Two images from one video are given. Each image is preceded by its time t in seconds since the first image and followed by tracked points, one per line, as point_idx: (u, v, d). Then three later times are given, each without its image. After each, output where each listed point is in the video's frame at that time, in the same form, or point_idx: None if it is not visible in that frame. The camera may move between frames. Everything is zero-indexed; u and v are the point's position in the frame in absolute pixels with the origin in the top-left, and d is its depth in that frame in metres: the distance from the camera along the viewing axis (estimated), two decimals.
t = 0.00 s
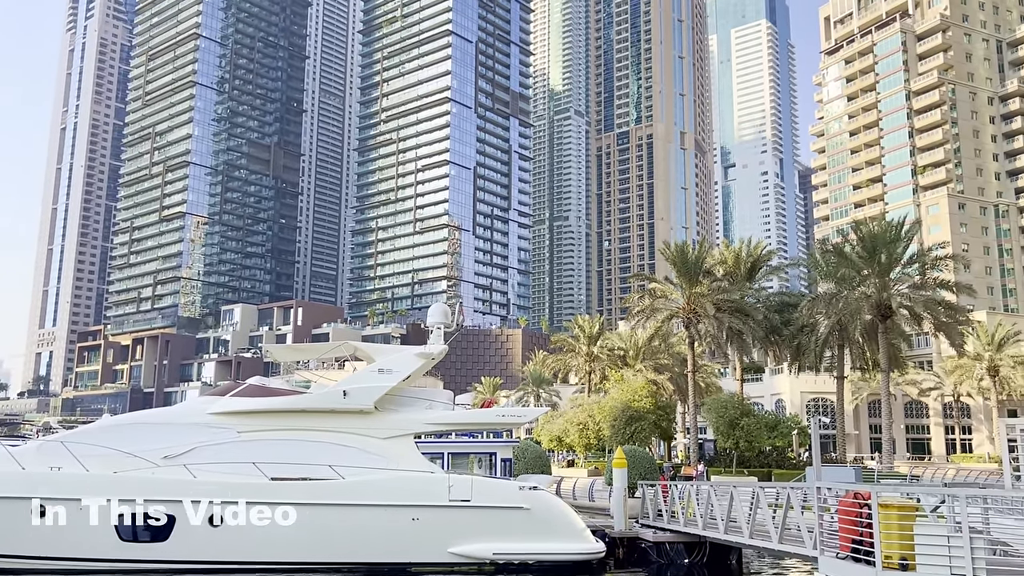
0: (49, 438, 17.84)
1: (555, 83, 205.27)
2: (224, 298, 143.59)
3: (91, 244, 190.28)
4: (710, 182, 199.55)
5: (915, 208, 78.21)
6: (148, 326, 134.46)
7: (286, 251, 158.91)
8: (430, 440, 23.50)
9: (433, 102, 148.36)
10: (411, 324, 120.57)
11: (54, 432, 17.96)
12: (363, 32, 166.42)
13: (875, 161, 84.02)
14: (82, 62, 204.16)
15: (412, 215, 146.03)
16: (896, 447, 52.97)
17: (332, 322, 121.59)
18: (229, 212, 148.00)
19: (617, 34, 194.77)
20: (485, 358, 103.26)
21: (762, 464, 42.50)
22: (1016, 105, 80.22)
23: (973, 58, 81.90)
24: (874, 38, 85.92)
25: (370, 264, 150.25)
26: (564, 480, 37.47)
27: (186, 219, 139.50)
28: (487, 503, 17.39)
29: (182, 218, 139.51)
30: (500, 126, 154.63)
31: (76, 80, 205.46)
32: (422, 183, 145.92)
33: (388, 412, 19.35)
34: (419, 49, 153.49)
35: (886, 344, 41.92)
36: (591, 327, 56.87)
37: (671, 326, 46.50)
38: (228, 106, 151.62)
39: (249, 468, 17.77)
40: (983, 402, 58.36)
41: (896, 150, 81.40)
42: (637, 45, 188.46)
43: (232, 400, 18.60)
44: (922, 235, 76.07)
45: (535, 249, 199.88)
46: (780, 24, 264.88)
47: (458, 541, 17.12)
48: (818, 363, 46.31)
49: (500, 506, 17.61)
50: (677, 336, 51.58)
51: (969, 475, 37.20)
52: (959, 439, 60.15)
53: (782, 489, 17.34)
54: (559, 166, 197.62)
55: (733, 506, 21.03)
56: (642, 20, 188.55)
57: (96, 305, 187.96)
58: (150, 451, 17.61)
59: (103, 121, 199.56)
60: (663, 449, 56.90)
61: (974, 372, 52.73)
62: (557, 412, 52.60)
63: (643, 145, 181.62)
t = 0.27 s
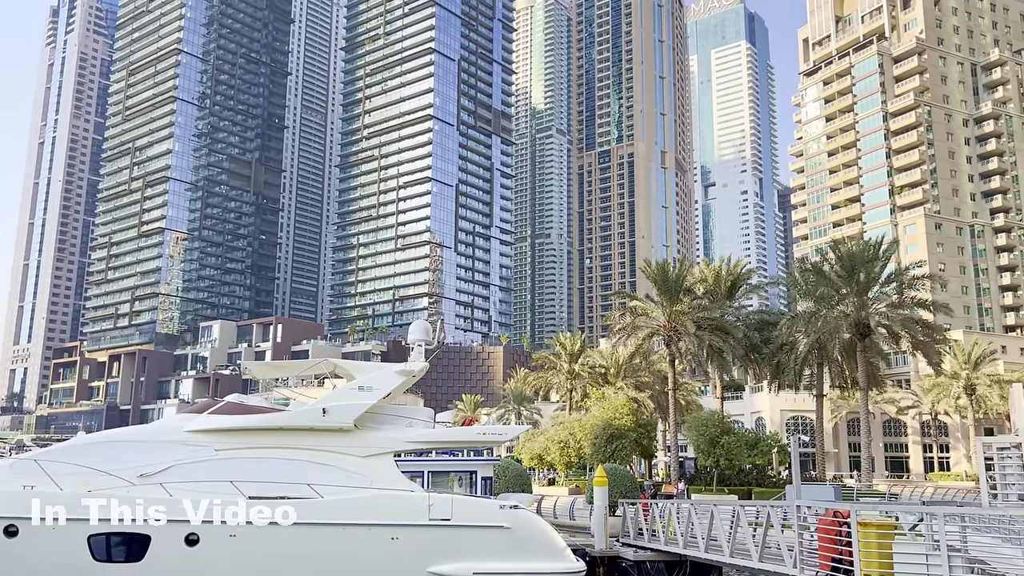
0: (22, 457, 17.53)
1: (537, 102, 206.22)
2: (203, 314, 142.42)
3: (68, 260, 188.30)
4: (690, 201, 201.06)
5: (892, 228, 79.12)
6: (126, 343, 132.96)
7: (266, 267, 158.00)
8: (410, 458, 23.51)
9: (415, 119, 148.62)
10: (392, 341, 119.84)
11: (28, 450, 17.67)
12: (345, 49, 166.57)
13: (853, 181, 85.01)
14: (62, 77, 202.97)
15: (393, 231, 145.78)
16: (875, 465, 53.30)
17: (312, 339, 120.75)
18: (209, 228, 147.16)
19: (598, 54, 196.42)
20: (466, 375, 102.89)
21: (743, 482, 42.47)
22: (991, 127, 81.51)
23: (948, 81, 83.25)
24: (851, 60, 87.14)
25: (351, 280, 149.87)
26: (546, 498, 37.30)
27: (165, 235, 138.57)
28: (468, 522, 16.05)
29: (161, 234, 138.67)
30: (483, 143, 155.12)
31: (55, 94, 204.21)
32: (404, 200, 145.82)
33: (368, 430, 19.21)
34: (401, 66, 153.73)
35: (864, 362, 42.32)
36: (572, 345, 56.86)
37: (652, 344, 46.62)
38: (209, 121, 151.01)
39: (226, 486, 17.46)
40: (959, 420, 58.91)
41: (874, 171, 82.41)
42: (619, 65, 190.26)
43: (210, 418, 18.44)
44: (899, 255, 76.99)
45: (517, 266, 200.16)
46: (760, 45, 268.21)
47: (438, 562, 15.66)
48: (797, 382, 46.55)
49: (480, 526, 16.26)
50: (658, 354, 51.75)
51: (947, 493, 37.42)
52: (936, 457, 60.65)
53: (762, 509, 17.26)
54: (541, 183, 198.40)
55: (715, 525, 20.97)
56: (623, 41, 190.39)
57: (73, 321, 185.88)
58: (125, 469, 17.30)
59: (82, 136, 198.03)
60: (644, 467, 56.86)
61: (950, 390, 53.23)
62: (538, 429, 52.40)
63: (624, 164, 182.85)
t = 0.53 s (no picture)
0: None
1: (520, 121, 206.88)
2: (183, 331, 141.18)
3: (46, 276, 186.30)
4: (672, 221, 202.22)
5: (872, 248, 79.91)
6: (104, 360, 131.55)
7: (247, 285, 157.02)
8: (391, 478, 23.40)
9: (399, 137, 148.76)
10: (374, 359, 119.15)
11: None
12: (330, 67, 166.67)
13: (834, 202, 85.87)
14: (43, 92, 201.98)
15: (376, 248, 145.51)
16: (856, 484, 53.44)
17: (293, 356, 119.91)
18: (190, 244, 146.30)
19: (582, 74, 197.91)
20: (449, 394, 102.50)
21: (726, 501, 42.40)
22: (968, 149, 82.66)
23: (927, 103, 84.44)
24: (831, 82, 88.15)
25: (333, 297, 149.35)
26: (528, 518, 37.17)
27: (145, 251, 137.64)
28: (450, 543, 15.73)
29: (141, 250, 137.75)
30: (466, 162, 155.48)
31: (35, 110, 203.01)
32: (387, 217, 145.66)
33: (349, 449, 19.09)
34: (385, 85, 153.91)
35: (845, 382, 42.54)
36: (555, 363, 56.76)
37: (635, 362, 46.61)
38: (191, 138, 150.49)
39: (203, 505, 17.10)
40: (939, 440, 59.28)
41: (854, 192, 83.26)
42: (602, 85, 191.87)
43: (190, 436, 18.28)
44: (879, 274, 77.70)
45: (500, 285, 200.19)
46: (741, 66, 271.18)
47: None
48: (779, 401, 46.72)
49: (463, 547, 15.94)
50: (640, 373, 51.77)
51: (928, 512, 37.55)
52: (917, 476, 60.94)
53: (745, 527, 17.16)
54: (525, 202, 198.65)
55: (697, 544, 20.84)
56: (606, 61, 192.02)
57: (51, 338, 183.80)
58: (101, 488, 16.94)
59: (62, 152, 196.67)
60: (627, 486, 56.77)
61: (930, 410, 53.58)
62: (521, 448, 52.13)
63: (607, 183, 183.78)
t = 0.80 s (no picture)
0: None
1: (506, 140, 207.48)
2: (166, 350, 140.00)
3: (27, 294, 184.29)
4: (657, 241, 202.96)
5: (855, 268, 80.54)
6: (85, 379, 130.11)
7: (231, 303, 156.11)
8: (375, 498, 23.08)
9: (385, 156, 149.00)
10: (358, 378, 118.50)
11: None
12: (316, 85, 166.85)
13: (817, 223, 86.63)
14: (27, 109, 201.09)
15: (361, 266, 145.16)
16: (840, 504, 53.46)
17: (276, 376, 119.12)
18: (173, 262, 145.43)
19: (567, 95, 199.21)
20: (434, 414, 102.00)
21: (710, 522, 42.37)
22: (948, 171, 83.67)
23: (908, 126, 85.55)
24: (814, 104, 89.06)
25: (318, 316, 148.90)
26: (511, 539, 36.89)
27: (128, 268, 136.72)
28: (434, 565, 16.60)
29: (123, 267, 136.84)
30: (452, 180, 155.77)
31: (19, 126, 202.10)
32: (372, 235, 145.53)
33: (332, 469, 18.88)
34: (372, 103, 154.08)
35: (829, 402, 42.65)
36: (540, 382, 56.62)
37: (620, 382, 46.61)
38: (176, 155, 149.95)
39: (188, 528, 17.07)
40: (922, 460, 59.51)
41: (837, 213, 84.04)
42: (587, 106, 193.24)
43: (172, 456, 17.96)
44: (862, 295, 78.26)
45: (485, 304, 200.05)
46: (725, 89, 273.86)
47: None
48: (763, 421, 46.89)
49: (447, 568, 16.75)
50: (625, 393, 51.89)
51: (910, 532, 37.60)
52: (900, 496, 61.11)
53: (730, 545, 17.17)
54: (510, 221, 199.04)
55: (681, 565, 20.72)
56: (591, 82, 193.70)
57: (30, 357, 181.63)
58: (82, 509, 16.83)
59: (45, 168, 195.29)
60: (611, 507, 56.59)
61: (913, 430, 53.69)
62: (506, 468, 51.80)
63: (592, 204, 184.63)
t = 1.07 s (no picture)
0: None
1: (494, 159, 208.09)
2: (150, 369, 139.04)
3: (10, 312, 182.53)
4: (644, 260, 203.54)
5: (840, 289, 81.07)
6: (67, 398, 129.05)
7: (216, 321, 155.21)
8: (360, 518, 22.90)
9: (373, 175, 149.10)
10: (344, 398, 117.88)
11: None
12: (304, 104, 167.13)
13: (802, 244, 87.23)
14: (13, 126, 200.47)
15: (348, 285, 144.92)
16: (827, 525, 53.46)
17: (261, 395, 118.16)
18: (159, 280, 144.75)
19: (555, 115, 200.26)
20: (420, 434, 101.48)
21: (697, 543, 42.26)
22: (932, 193, 84.59)
23: (891, 148, 86.49)
24: (799, 126, 89.96)
25: (304, 334, 148.31)
26: (498, 560, 36.74)
27: (113, 287, 135.58)
28: None
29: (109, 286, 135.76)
30: (440, 200, 156.05)
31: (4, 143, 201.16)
32: (360, 254, 145.33)
33: (318, 489, 21.16)
34: (360, 123, 154.47)
35: (815, 423, 42.68)
36: (527, 403, 56.44)
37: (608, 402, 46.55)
38: (163, 173, 149.36)
39: (169, 548, 19.20)
40: (909, 480, 59.65)
41: (822, 234, 84.74)
42: (574, 127, 194.87)
43: (155, 476, 20.12)
44: (847, 315, 78.76)
45: (473, 323, 200.02)
46: (711, 111, 276.44)
47: None
48: (750, 441, 46.89)
49: None
50: (613, 413, 51.71)
51: (898, 552, 37.52)
52: (887, 517, 61.09)
53: (715, 567, 18.96)
54: (498, 240, 199.29)
55: None
56: (579, 103, 195.35)
57: (12, 375, 179.81)
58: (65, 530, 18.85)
59: (31, 186, 194.21)
60: (598, 528, 56.29)
61: (899, 450, 53.89)
62: (492, 489, 51.36)
63: (580, 223, 185.19)
